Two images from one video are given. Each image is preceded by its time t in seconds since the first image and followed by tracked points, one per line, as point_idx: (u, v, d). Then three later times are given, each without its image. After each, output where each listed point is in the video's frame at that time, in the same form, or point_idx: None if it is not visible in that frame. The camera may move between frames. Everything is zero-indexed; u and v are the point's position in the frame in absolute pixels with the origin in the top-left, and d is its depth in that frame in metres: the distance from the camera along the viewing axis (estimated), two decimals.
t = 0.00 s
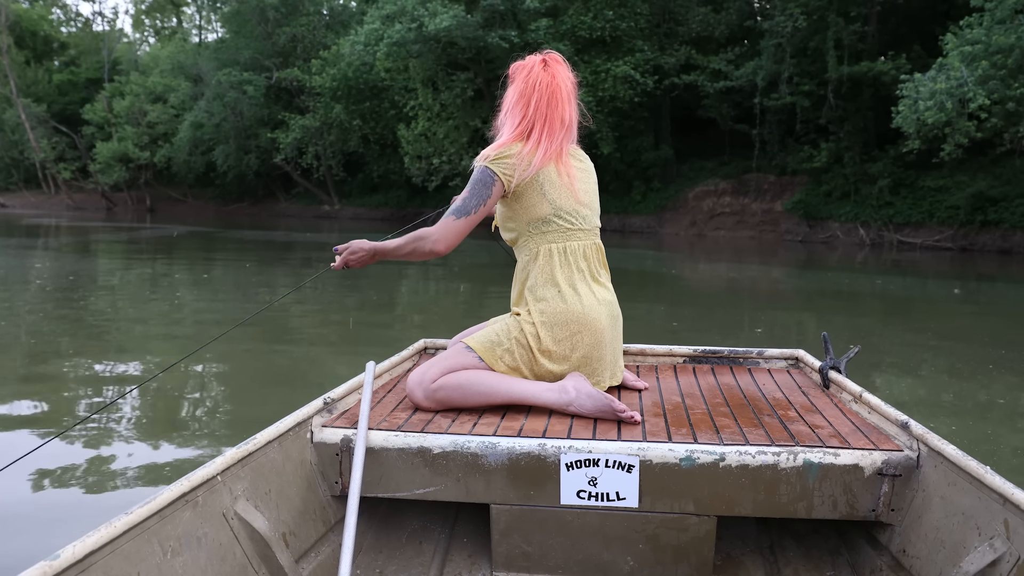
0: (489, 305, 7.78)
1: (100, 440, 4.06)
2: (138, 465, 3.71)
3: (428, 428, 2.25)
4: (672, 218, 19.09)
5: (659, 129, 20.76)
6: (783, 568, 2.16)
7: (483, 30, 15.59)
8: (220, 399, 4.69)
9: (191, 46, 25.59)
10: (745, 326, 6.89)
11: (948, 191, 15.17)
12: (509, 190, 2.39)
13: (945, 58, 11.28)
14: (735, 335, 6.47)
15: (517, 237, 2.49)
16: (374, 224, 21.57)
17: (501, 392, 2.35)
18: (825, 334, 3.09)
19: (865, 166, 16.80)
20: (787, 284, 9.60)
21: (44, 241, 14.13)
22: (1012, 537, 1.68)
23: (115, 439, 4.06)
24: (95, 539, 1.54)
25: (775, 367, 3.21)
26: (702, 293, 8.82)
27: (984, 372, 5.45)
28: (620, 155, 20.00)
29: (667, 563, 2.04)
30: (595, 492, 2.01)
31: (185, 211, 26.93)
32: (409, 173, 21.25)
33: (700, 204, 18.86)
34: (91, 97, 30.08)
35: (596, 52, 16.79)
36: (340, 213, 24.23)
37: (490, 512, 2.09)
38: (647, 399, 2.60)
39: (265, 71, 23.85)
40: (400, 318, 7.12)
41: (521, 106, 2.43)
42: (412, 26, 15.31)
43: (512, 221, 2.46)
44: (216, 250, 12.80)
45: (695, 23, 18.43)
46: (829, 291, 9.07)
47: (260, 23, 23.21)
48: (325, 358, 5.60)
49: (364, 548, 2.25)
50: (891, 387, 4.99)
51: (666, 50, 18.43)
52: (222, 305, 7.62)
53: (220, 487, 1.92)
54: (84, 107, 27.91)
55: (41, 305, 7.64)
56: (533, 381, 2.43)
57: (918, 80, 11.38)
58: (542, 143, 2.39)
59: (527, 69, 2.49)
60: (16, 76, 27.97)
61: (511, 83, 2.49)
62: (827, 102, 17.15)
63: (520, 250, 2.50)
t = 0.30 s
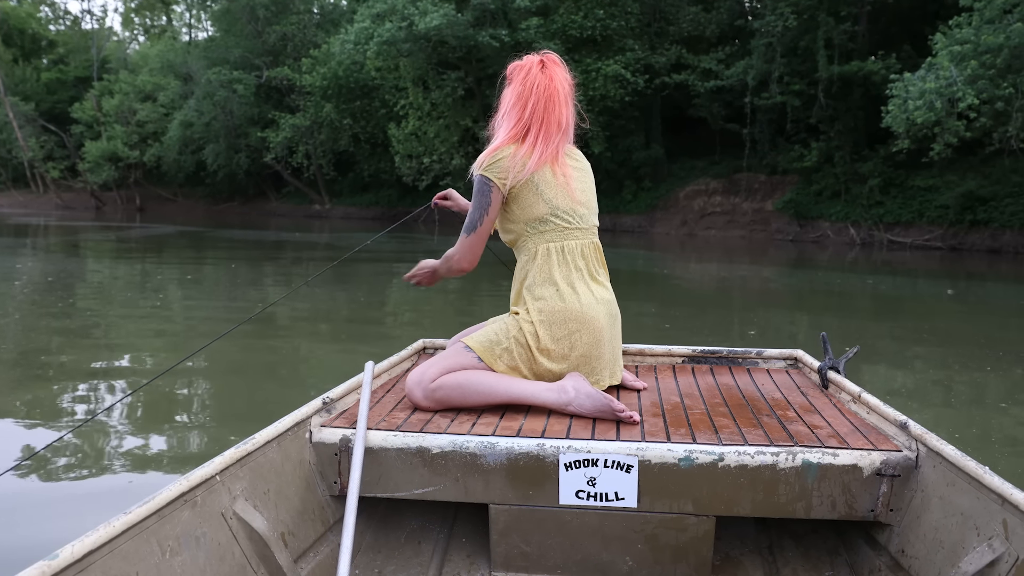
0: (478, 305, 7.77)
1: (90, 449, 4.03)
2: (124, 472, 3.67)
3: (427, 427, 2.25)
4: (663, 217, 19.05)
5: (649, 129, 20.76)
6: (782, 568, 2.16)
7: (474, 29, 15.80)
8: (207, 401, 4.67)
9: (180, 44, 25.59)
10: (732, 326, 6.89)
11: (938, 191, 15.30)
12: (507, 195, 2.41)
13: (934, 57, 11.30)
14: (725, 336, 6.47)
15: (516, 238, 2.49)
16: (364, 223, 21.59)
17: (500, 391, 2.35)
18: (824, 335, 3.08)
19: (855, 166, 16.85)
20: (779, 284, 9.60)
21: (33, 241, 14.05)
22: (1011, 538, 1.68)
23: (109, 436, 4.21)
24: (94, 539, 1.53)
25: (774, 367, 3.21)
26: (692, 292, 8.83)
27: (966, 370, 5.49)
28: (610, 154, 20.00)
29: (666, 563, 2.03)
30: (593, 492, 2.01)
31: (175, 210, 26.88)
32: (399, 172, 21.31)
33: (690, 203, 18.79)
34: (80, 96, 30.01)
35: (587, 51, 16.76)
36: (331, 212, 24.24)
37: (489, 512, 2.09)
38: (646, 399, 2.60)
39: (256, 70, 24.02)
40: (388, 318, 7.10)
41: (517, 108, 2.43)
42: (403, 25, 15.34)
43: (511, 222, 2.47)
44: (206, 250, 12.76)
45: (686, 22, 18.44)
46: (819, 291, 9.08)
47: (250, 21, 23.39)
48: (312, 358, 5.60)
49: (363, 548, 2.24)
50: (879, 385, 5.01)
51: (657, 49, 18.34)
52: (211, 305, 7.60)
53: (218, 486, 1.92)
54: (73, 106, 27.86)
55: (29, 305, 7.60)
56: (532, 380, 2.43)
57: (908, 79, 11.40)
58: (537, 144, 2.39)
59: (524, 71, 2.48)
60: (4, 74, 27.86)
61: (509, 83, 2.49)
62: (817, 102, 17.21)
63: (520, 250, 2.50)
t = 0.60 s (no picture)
0: (466, 304, 7.77)
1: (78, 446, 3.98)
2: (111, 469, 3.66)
3: (426, 426, 2.24)
4: (654, 216, 19.02)
5: (640, 128, 20.76)
6: (781, 567, 2.16)
7: (464, 28, 15.90)
8: (198, 403, 4.61)
9: (170, 43, 25.58)
10: (719, 326, 6.90)
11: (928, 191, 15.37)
12: (500, 192, 2.44)
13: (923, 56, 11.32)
14: (714, 336, 6.48)
15: (513, 236, 2.50)
16: (355, 223, 21.63)
17: (500, 391, 2.35)
18: (824, 333, 3.08)
19: (845, 165, 16.90)
20: (769, 284, 9.60)
21: (23, 241, 13.98)
22: (1010, 537, 1.68)
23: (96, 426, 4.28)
24: (93, 538, 1.54)
25: (774, 366, 3.21)
26: (683, 292, 8.83)
27: (950, 369, 5.52)
28: (601, 154, 20.00)
29: (665, 562, 2.04)
30: (592, 490, 2.01)
31: (165, 209, 26.84)
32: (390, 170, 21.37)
33: (681, 203, 18.77)
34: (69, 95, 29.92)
35: (577, 51, 16.71)
36: (321, 211, 24.26)
37: (488, 510, 2.10)
38: (645, 399, 2.60)
39: (245, 69, 24.02)
40: (376, 317, 7.09)
41: (512, 107, 2.43)
42: (393, 24, 15.54)
43: (508, 220, 2.48)
44: (196, 250, 12.73)
45: (676, 21, 18.45)
46: (810, 291, 9.09)
47: (240, 20, 23.43)
48: (298, 357, 5.61)
49: (362, 547, 2.24)
50: (867, 383, 5.03)
51: (647, 48, 18.38)
52: (200, 305, 7.58)
53: (217, 485, 1.91)
54: (61, 105, 27.79)
55: (18, 305, 7.56)
56: (531, 378, 2.43)
57: (898, 78, 11.44)
58: (527, 145, 2.40)
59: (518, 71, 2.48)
60: None
61: (507, 83, 2.49)
62: (808, 102, 17.27)
63: (517, 248, 2.51)
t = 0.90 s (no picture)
0: (455, 304, 7.77)
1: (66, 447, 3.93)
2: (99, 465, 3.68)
3: (425, 424, 2.24)
4: (645, 216, 18.98)
5: (632, 127, 20.74)
6: (779, 565, 2.16)
7: (455, 27, 16.01)
8: (192, 402, 4.57)
9: (159, 42, 25.56)
10: (707, 325, 6.90)
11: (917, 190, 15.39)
12: (502, 188, 2.43)
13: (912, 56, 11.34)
14: (704, 335, 6.48)
15: (513, 233, 2.50)
16: (345, 222, 21.63)
17: (499, 389, 2.35)
18: (823, 331, 3.09)
19: (835, 165, 16.92)
20: (760, 284, 9.61)
21: (11, 240, 13.92)
22: (1009, 533, 1.68)
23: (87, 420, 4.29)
24: (92, 537, 1.54)
25: (773, 364, 3.21)
26: (674, 292, 8.82)
27: (936, 367, 5.54)
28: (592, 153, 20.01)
29: (664, 560, 2.04)
30: (592, 488, 2.01)
31: (156, 208, 26.81)
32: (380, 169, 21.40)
33: (672, 203, 18.73)
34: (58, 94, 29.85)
35: (568, 50, 16.73)
36: (312, 211, 24.24)
37: (487, 508, 2.10)
38: (645, 396, 2.60)
39: (236, 68, 23.98)
40: (367, 317, 7.09)
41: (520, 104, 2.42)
42: (383, 23, 15.61)
43: (509, 216, 2.48)
44: (186, 250, 12.70)
45: (667, 21, 18.44)
46: (801, 291, 9.09)
47: (230, 19, 23.44)
48: (287, 357, 5.60)
49: (361, 545, 2.24)
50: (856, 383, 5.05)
51: (638, 48, 18.41)
52: (190, 305, 7.57)
53: (216, 484, 1.91)
54: (50, 104, 27.72)
55: (5, 305, 7.53)
56: (530, 377, 2.43)
57: (887, 78, 11.47)
58: (534, 141, 2.40)
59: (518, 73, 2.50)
60: None
61: (512, 80, 2.48)
62: (798, 101, 17.34)
63: (518, 244, 2.50)
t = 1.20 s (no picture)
0: (445, 305, 7.77)
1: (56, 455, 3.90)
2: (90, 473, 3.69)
3: (425, 423, 2.24)
4: (636, 216, 18.93)
5: (623, 127, 20.74)
6: (778, 562, 2.17)
7: (446, 27, 16.07)
8: (182, 407, 4.56)
9: (149, 41, 25.55)
10: (696, 326, 6.89)
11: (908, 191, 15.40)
12: (497, 189, 2.42)
13: (901, 56, 11.37)
14: (695, 335, 6.47)
15: (509, 232, 2.49)
16: (336, 222, 21.61)
17: (498, 387, 2.35)
18: (821, 329, 3.09)
19: (826, 165, 16.94)
20: (751, 284, 9.61)
21: None
22: (1009, 530, 1.68)
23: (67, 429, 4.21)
24: (91, 537, 1.54)
25: (771, 361, 3.22)
26: (666, 292, 8.81)
27: (924, 368, 5.54)
28: (583, 152, 19.99)
29: (664, 558, 2.04)
30: (591, 486, 2.01)
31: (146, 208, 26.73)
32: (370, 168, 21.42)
33: (663, 203, 18.70)
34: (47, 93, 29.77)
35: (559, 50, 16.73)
36: (303, 211, 24.18)
37: (487, 507, 2.10)
38: (644, 394, 2.60)
39: (226, 67, 23.93)
40: (359, 318, 7.08)
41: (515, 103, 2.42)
42: (374, 23, 15.68)
43: (504, 217, 2.47)
44: (176, 250, 12.67)
45: (658, 21, 18.46)
46: (792, 291, 9.09)
47: (220, 18, 23.44)
48: (276, 359, 5.59)
49: (361, 545, 2.24)
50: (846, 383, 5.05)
51: (629, 47, 18.41)
52: (180, 305, 7.55)
53: (216, 483, 1.91)
54: (39, 103, 27.67)
55: None
56: (529, 375, 2.43)
57: (877, 79, 11.48)
58: (529, 141, 2.40)
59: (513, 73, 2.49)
60: None
61: (509, 79, 2.47)
62: (789, 101, 17.37)
63: (513, 244, 2.50)
